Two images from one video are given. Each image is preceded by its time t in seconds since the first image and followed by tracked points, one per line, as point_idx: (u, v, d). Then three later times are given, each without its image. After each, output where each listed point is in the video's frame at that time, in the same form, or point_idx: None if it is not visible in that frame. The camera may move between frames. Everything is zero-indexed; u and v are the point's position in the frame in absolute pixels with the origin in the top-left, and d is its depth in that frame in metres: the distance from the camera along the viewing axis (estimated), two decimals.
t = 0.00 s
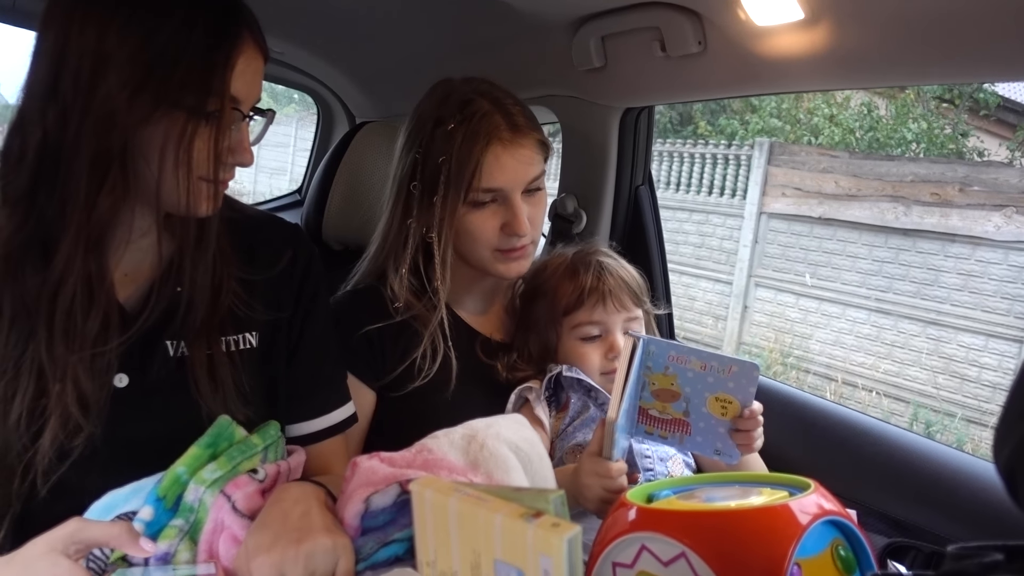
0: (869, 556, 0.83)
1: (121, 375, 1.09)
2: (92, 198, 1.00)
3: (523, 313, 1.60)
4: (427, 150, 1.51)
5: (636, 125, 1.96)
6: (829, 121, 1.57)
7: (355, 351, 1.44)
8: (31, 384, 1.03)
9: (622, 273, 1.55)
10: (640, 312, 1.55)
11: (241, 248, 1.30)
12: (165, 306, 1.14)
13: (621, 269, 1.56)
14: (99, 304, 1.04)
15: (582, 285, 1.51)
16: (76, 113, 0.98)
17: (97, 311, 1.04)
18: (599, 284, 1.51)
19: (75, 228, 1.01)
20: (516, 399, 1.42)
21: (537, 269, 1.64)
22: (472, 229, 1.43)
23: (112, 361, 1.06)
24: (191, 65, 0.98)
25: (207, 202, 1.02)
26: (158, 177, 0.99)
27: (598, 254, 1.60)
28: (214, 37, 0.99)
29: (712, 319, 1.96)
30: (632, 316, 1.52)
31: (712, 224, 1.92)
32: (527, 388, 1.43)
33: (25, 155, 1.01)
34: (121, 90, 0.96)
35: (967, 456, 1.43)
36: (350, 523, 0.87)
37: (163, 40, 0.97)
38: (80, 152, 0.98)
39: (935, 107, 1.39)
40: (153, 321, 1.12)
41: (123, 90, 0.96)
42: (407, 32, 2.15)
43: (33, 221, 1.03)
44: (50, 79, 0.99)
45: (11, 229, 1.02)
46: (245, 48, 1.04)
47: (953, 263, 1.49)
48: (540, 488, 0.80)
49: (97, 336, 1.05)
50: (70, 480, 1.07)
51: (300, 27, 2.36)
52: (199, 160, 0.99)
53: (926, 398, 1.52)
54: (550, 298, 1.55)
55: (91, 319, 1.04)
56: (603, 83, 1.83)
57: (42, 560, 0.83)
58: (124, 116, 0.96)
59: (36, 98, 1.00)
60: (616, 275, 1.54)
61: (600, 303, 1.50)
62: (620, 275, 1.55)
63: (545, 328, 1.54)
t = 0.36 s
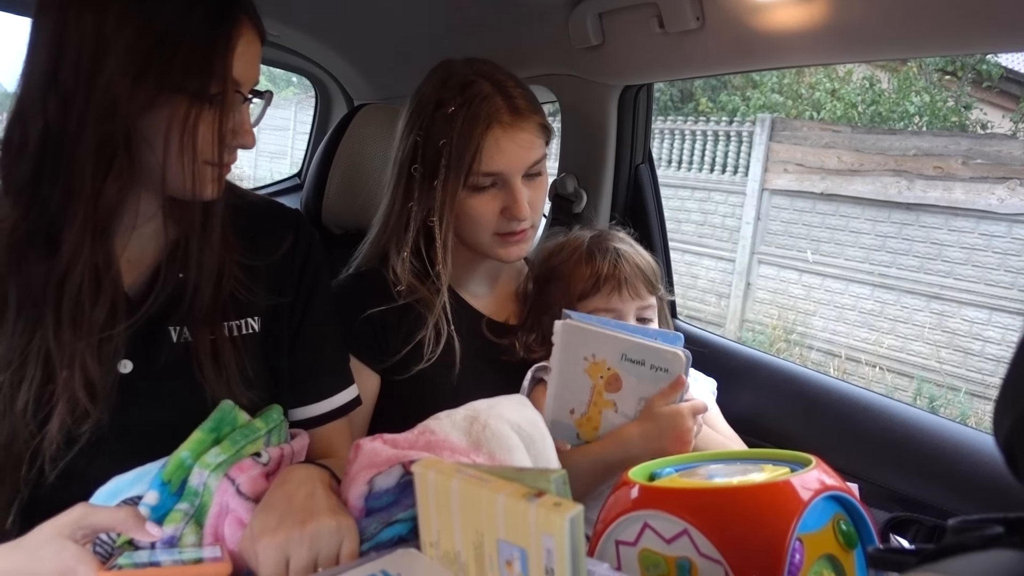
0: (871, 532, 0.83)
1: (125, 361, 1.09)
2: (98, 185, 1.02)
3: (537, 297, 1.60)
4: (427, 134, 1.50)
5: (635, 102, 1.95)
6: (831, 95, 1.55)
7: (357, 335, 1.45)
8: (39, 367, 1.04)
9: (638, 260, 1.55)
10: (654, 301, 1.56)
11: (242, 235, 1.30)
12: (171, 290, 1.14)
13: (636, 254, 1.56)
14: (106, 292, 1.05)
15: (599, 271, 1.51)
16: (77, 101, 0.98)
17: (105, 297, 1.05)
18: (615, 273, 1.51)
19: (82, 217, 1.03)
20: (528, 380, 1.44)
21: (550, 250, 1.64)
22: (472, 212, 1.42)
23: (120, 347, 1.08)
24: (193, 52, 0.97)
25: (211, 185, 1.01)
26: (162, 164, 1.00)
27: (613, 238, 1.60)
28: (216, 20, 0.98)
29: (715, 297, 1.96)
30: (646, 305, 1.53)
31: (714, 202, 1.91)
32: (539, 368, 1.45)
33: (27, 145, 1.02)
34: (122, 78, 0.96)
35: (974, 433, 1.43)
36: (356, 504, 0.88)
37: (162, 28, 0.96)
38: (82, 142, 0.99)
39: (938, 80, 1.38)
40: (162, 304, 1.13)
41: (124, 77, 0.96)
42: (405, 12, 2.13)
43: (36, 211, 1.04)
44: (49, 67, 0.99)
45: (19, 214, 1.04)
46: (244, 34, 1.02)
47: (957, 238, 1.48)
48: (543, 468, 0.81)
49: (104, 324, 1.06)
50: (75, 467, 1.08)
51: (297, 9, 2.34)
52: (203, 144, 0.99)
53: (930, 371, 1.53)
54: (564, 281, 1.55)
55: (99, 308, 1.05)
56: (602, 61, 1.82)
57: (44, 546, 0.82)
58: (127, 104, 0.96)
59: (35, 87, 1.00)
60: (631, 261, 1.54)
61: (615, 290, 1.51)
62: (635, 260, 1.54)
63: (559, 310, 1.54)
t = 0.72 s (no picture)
0: (870, 519, 0.84)
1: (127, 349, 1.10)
2: (108, 177, 1.00)
3: (532, 287, 1.59)
4: (426, 122, 1.50)
5: (637, 91, 1.95)
6: (834, 85, 1.55)
7: (357, 325, 1.45)
8: (43, 364, 1.04)
9: (625, 248, 1.55)
10: (646, 288, 1.54)
11: (244, 225, 1.30)
12: (181, 279, 1.15)
13: (624, 244, 1.56)
14: (118, 282, 1.05)
15: (584, 262, 1.52)
16: (82, 90, 0.98)
17: (117, 285, 1.05)
18: (600, 260, 1.51)
19: (93, 208, 1.01)
20: (529, 370, 1.45)
21: (542, 243, 1.65)
22: (472, 201, 1.43)
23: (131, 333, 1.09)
24: (197, 41, 0.97)
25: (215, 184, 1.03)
26: (171, 152, 0.99)
27: (603, 228, 1.60)
28: (221, 7, 0.99)
29: (717, 288, 1.96)
30: (635, 293, 1.52)
31: (716, 191, 1.91)
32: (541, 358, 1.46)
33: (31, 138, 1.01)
34: (130, 66, 0.96)
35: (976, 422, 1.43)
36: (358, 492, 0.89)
37: (165, 15, 0.96)
38: (92, 131, 0.98)
39: (942, 70, 1.38)
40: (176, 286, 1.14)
41: (132, 65, 0.96)
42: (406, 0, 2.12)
43: (43, 202, 1.03)
44: (54, 59, 0.98)
45: (25, 209, 1.02)
46: (246, 18, 1.02)
47: (960, 228, 1.47)
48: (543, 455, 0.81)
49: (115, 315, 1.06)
50: (79, 455, 1.08)
51: None
52: (212, 137, 1.00)
53: (931, 362, 1.53)
54: (554, 273, 1.56)
55: (111, 298, 1.05)
56: (605, 50, 1.81)
57: (50, 533, 0.83)
58: (136, 92, 0.96)
59: (40, 79, 0.99)
60: (618, 250, 1.53)
61: (600, 281, 1.50)
62: (622, 250, 1.54)
63: (551, 303, 1.55)
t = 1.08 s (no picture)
0: (870, 516, 0.84)
1: (135, 352, 1.09)
2: (116, 178, 1.01)
3: (530, 289, 1.60)
4: (420, 123, 1.51)
5: (633, 91, 1.94)
6: (833, 85, 1.55)
7: (357, 327, 1.45)
8: (55, 374, 1.04)
9: (623, 250, 1.54)
10: (644, 289, 1.54)
11: (250, 231, 1.31)
12: (190, 278, 1.15)
13: (621, 245, 1.55)
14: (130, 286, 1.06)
15: (582, 263, 1.52)
16: (86, 94, 0.98)
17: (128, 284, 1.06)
18: (597, 262, 1.51)
19: (103, 210, 1.01)
20: (529, 372, 1.45)
21: (541, 243, 1.65)
22: (467, 202, 1.43)
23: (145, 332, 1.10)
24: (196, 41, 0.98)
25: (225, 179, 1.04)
26: (178, 148, 1.00)
27: (600, 229, 1.60)
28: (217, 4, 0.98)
29: (717, 289, 1.96)
30: (633, 294, 1.52)
31: (715, 192, 1.91)
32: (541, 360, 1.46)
33: (37, 146, 1.01)
34: (132, 66, 0.96)
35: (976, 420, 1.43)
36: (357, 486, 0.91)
37: (164, 15, 0.96)
38: (101, 128, 0.98)
39: (940, 69, 1.38)
40: (185, 287, 1.15)
41: (135, 63, 0.96)
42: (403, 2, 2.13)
43: (51, 210, 1.03)
44: (57, 65, 0.99)
45: (32, 217, 1.02)
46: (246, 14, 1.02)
47: (959, 227, 1.47)
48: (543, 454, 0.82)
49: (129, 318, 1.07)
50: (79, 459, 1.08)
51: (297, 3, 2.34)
52: (217, 127, 1.00)
53: (931, 361, 1.53)
54: (553, 274, 1.56)
55: (122, 301, 1.05)
56: (603, 51, 1.81)
57: (50, 537, 0.83)
58: (141, 91, 0.96)
59: (43, 85, 0.99)
60: (615, 251, 1.53)
61: (598, 282, 1.50)
62: (619, 251, 1.54)
63: (549, 304, 1.55)
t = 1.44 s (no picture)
0: (870, 516, 0.84)
1: (135, 355, 1.08)
2: (113, 187, 1.01)
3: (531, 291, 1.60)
4: (417, 122, 1.52)
5: (632, 92, 1.95)
6: (830, 86, 1.55)
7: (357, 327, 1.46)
8: (56, 381, 1.04)
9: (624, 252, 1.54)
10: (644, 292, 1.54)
11: (246, 234, 1.31)
12: (192, 284, 1.15)
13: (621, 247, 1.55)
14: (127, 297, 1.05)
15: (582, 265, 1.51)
16: (83, 102, 0.98)
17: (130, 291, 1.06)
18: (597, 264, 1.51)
19: (99, 219, 1.01)
20: (530, 374, 1.44)
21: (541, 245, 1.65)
22: (464, 201, 1.43)
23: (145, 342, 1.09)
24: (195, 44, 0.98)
25: (224, 182, 1.03)
26: (176, 159, 1.00)
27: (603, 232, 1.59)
28: (215, 5, 0.99)
29: (717, 291, 1.96)
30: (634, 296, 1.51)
31: (715, 194, 1.91)
32: (541, 362, 1.46)
33: (30, 154, 1.01)
34: (129, 74, 0.96)
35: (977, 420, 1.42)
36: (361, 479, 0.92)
37: (163, 21, 0.96)
38: (96, 139, 0.98)
39: (937, 69, 1.37)
40: (183, 296, 1.14)
41: (132, 71, 0.96)
42: (401, 6, 2.13)
43: (45, 218, 1.02)
44: (52, 71, 0.98)
45: (27, 224, 1.02)
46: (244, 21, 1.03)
47: (958, 226, 1.47)
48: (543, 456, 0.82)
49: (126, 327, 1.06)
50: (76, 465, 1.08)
51: (295, 7, 2.34)
52: (215, 134, 1.00)
53: (931, 361, 1.52)
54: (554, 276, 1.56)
55: (122, 312, 1.05)
56: (602, 53, 1.81)
57: (46, 545, 0.82)
58: (138, 100, 0.97)
59: (37, 93, 0.99)
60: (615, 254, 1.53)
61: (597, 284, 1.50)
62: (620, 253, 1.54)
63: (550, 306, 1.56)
